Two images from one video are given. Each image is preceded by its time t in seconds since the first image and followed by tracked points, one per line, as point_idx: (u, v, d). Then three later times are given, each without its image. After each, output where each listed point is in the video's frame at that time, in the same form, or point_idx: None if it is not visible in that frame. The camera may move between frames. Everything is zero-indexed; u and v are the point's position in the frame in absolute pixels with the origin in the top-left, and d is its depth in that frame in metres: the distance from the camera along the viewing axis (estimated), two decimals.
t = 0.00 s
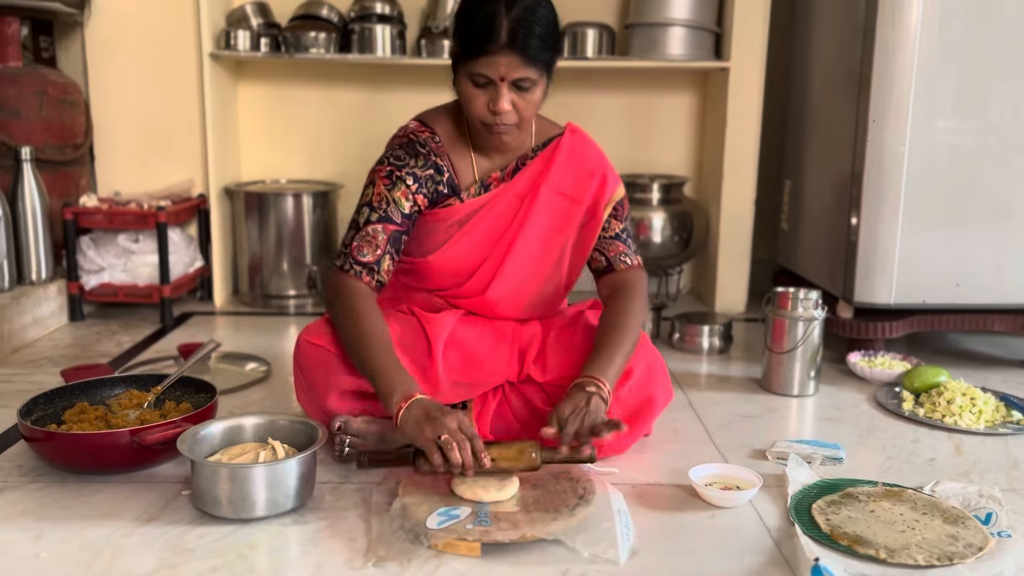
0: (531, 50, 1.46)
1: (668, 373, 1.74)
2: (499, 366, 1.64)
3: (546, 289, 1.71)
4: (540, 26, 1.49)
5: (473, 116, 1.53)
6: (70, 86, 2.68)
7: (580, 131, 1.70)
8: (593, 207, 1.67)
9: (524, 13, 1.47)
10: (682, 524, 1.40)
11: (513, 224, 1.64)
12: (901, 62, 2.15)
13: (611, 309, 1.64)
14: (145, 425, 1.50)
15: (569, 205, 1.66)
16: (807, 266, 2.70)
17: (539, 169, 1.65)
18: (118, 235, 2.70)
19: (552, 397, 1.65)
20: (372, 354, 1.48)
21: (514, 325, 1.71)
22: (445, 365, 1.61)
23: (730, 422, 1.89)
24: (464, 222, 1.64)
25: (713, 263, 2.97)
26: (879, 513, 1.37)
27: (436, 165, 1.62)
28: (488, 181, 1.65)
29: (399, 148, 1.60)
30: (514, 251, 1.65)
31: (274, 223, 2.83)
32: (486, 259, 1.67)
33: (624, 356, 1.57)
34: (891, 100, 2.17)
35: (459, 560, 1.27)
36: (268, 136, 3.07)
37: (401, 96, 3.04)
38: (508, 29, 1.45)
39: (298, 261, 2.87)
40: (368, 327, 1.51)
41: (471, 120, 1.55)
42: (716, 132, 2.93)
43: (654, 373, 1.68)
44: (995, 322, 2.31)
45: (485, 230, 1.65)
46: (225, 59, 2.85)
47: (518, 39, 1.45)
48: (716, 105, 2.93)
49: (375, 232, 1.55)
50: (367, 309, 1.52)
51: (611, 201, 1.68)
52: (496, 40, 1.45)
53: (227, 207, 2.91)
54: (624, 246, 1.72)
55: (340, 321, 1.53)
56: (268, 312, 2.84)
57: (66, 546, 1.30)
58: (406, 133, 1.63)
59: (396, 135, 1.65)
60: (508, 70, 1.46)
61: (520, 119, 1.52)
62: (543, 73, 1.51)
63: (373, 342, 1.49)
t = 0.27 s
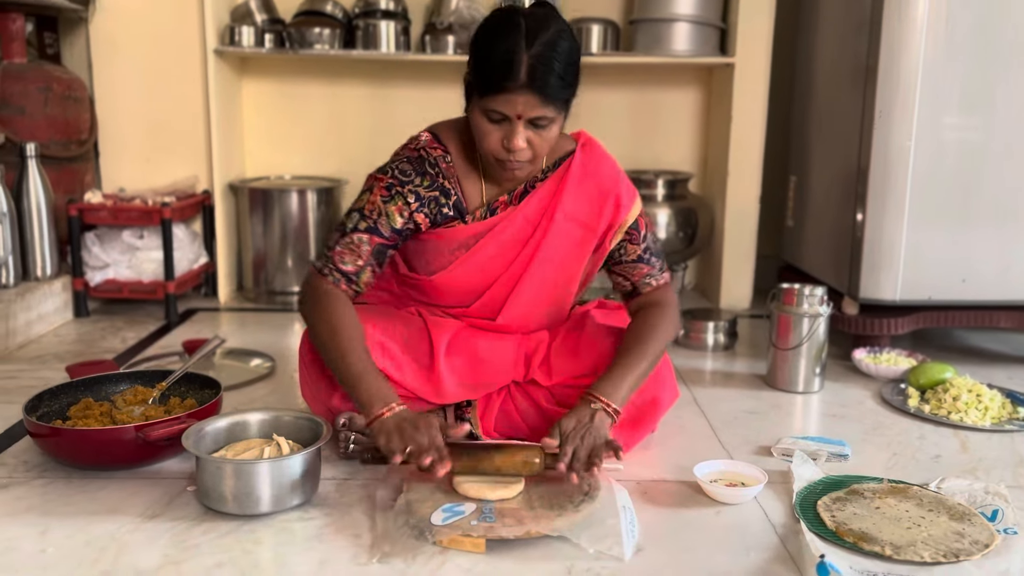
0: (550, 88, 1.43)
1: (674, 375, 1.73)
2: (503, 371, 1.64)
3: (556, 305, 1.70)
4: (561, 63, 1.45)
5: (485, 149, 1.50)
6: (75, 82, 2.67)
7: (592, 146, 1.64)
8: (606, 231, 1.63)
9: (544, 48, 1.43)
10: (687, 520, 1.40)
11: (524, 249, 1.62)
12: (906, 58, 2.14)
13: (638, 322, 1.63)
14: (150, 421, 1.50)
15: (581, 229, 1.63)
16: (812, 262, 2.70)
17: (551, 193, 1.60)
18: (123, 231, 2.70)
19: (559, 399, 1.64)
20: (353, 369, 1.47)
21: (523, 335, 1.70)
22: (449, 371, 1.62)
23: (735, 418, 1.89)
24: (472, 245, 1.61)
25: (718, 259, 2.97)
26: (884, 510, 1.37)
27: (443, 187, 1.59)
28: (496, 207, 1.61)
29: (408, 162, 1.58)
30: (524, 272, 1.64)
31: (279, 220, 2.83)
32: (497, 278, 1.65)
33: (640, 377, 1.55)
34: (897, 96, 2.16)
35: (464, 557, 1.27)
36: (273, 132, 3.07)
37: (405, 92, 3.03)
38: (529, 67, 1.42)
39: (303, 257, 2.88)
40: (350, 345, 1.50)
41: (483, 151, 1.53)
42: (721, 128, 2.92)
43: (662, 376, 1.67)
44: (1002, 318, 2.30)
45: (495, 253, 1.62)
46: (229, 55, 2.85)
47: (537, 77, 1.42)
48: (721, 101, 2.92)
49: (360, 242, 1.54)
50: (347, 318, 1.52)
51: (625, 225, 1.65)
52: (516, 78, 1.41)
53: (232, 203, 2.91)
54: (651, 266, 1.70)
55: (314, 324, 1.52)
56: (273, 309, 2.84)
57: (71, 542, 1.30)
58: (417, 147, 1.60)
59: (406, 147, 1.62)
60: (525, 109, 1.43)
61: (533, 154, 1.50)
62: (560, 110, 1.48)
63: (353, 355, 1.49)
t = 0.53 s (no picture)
0: (556, 62, 1.44)
1: (674, 367, 1.73)
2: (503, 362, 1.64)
3: (555, 293, 1.70)
4: (567, 38, 1.46)
5: (488, 123, 1.51)
6: (76, 78, 2.67)
7: (587, 131, 1.67)
8: (604, 213, 1.66)
9: (552, 24, 1.44)
10: (688, 517, 1.39)
11: (523, 232, 1.62)
12: (909, 55, 2.13)
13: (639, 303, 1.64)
14: (151, 417, 1.50)
15: (580, 212, 1.64)
16: (814, 259, 2.69)
17: (548, 175, 1.62)
18: (124, 227, 2.70)
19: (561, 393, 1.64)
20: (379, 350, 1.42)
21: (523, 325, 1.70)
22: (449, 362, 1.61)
23: (736, 415, 1.89)
24: (471, 228, 1.61)
25: (720, 257, 2.97)
26: (886, 507, 1.37)
27: (445, 167, 1.59)
28: (494, 186, 1.64)
29: (409, 146, 1.58)
30: (524, 255, 1.63)
31: (280, 216, 2.83)
32: (495, 263, 1.65)
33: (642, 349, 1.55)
34: (899, 92, 2.15)
35: (465, 553, 1.26)
36: (274, 128, 3.07)
37: (407, 88, 3.03)
38: (538, 40, 1.42)
39: (304, 253, 2.87)
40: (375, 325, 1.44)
41: (485, 125, 1.53)
42: (723, 124, 2.92)
43: (660, 366, 1.67)
44: (1004, 315, 2.30)
45: (494, 235, 1.62)
46: (230, 51, 2.85)
47: (546, 50, 1.43)
48: (723, 98, 2.91)
49: (379, 228, 1.50)
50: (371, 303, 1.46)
51: (621, 207, 1.67)
52: (525, 51, 1.42)
53: (233, 199, 2.91)
54: (650, 248, 1.72)
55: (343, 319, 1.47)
56: (274, 305, 2.84)
57: (72, 538, 1.30)
58: (416, 132, 1.61)
59: (406, 133, 1.62)
60: (531, 83, 1.44)
61: (536, 130, 1.51)
62: (564, 86, 1.49)
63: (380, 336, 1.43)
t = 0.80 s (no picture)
0: (592, 39, 1.47)
1: (673, 364, 1.73)
2: (505, 357, 1.64)
3: (564, 282, 1.70)
4: (601, 18, 1.49)
5: (519, 96, 1.50)
6: (74, 74, 2.67)
7: (597, 121, 1.72)
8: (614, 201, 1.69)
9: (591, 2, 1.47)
10: (686, 514, 1.39)
11: (539, 216, 1.64)
12: (907, 52, 2.13)
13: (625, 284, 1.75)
14: (149, 413, 1.50)
15: (594, 198, 1.67)
16: (813, 256, 2.69)
17: (564, 159, 1.66)
18: (122, 224, 2.70)
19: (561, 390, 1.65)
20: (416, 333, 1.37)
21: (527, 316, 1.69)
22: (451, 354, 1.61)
23: (735, 412, 1.89)
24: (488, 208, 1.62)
25: (718, 255, 2.96)
26: (885, 504, 1.37)
27: (470, 151, 1.59)
28: (515, 169, 1.64)
29: (432, 131, 1.56)
30: (540, 236, 1.64)
31: (278, 213, 2.82)
32: (509, 248, 1.66)
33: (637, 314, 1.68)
34: (898, 90, 2.15)
35: (463, 550, 1.26)
36: (272, 125, 3.06)
37: (406, 85, 3.03)
38: (580, 16, 1.45)
39: (303, 250, 2.87)
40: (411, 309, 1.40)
41: (513, 100, 1.52)
42: (722, 121, 2.91)
43: (660, 365, 1.68)
44: (1003, 313, 2.29)
45: (511, 216, 1.64)
46: (229, 48, 2.84)
47: (587, 26, 1.45)
48: (722, 95, 2.91)
49: (413, 213, 1.48)
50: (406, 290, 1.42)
51: (631, 195, 1.71)
52: (567, 24, 1.43)
53: (232, 196, 2.90)
54: (643, 241, 1.81)
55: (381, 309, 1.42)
56: (273, 302, 2.84)
57: (69, 534, 1.30)
58: (437, 117, 1.60)
59: (425, 119, 1.60)
60: (571, 56, 1.45)
61: (565, 107, 1.52)
62: (594, 65, 1.52)
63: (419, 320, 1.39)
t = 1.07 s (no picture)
0: (611, 43, 1.47)
1: (670, 366, 1.73)
2: (501, 360, 1.64)
3: (562, 280, 1.71)
4: (619, 23, 1.49)
5: (534, 95, 1.49)
6: (71, 72, 2.67)
7: (598, 119, 1.72)
8: (614, 197, 1.70)
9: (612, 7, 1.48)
10: (683, 512, 1.39)
11: (539, 213, 1.65)
12: (904, 51, 2.13)
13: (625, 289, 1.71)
14: (145, 411, 1.50)
15: (594, 194, 1.68)
16: (810, 255, 2.69)
17: (565, 157, 1.66)
18: (119, 222, 2.69)
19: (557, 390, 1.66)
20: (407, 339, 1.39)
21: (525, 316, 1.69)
22: (448, 356, 1.59)
23: (731, 411, 1.89)
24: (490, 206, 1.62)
25: (716, 254, 2.96)
26: (881, 503, 1.37)
27: (475, 149, 1.58)
28: (519, 168, 1.64)
29: (438, 129, 1.55)
30: (540, 234, 1.65)
31: (276, 211, 2.82)
32: (510, 246, 1.66)
33: (633, 330, 1.63)
34: (895, 88, 2.15)
35: (459, 548, 1.26)
36: (269, 123, 3.06)
37: (404, 83, 3.02)
38: (601, 20, 1.45)
39: (300, 248, 2.87)
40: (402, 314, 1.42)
41: (528, 99, 1.52)
42: (719, 120, 2.91)
43: (657, 369, 1.68)
44: (1000, 312, 2.30)
45: (513, 214, 1.64)
46: (226, 46, 2.84)
47: (607, 30, 1.45)
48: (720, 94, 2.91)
49: (414, 212, 1.47)
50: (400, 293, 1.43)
51: (630, 193, 1.71)
52: (588, 27, 1.43)
53: (228, 194, 2.90)
54: (644, 240, 1.78)
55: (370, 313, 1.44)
56: (270, 300, 2.84)
57: (65, 533, 1.29)
58: (443, 115, 1.59)
59: (431, 117, 1.60)
60: (590, 59, 1.45)
61: (579, 109, 1.51)
62: (610, 69, 1.51)
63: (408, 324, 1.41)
